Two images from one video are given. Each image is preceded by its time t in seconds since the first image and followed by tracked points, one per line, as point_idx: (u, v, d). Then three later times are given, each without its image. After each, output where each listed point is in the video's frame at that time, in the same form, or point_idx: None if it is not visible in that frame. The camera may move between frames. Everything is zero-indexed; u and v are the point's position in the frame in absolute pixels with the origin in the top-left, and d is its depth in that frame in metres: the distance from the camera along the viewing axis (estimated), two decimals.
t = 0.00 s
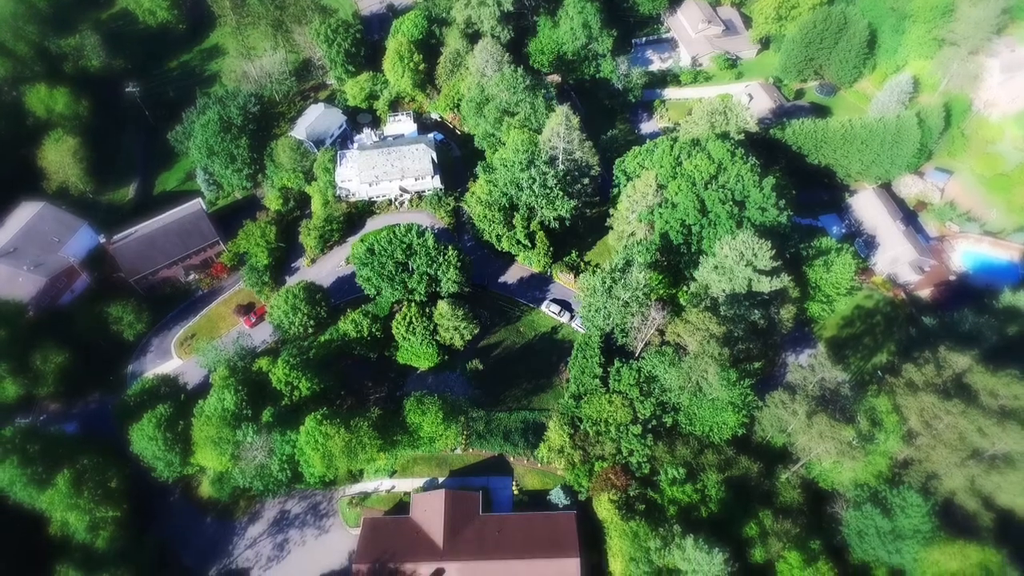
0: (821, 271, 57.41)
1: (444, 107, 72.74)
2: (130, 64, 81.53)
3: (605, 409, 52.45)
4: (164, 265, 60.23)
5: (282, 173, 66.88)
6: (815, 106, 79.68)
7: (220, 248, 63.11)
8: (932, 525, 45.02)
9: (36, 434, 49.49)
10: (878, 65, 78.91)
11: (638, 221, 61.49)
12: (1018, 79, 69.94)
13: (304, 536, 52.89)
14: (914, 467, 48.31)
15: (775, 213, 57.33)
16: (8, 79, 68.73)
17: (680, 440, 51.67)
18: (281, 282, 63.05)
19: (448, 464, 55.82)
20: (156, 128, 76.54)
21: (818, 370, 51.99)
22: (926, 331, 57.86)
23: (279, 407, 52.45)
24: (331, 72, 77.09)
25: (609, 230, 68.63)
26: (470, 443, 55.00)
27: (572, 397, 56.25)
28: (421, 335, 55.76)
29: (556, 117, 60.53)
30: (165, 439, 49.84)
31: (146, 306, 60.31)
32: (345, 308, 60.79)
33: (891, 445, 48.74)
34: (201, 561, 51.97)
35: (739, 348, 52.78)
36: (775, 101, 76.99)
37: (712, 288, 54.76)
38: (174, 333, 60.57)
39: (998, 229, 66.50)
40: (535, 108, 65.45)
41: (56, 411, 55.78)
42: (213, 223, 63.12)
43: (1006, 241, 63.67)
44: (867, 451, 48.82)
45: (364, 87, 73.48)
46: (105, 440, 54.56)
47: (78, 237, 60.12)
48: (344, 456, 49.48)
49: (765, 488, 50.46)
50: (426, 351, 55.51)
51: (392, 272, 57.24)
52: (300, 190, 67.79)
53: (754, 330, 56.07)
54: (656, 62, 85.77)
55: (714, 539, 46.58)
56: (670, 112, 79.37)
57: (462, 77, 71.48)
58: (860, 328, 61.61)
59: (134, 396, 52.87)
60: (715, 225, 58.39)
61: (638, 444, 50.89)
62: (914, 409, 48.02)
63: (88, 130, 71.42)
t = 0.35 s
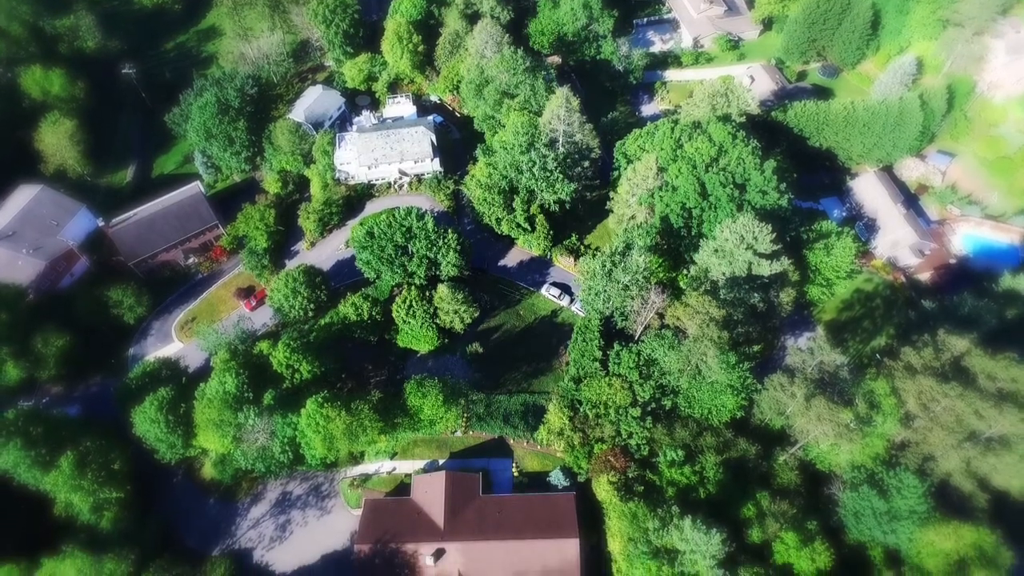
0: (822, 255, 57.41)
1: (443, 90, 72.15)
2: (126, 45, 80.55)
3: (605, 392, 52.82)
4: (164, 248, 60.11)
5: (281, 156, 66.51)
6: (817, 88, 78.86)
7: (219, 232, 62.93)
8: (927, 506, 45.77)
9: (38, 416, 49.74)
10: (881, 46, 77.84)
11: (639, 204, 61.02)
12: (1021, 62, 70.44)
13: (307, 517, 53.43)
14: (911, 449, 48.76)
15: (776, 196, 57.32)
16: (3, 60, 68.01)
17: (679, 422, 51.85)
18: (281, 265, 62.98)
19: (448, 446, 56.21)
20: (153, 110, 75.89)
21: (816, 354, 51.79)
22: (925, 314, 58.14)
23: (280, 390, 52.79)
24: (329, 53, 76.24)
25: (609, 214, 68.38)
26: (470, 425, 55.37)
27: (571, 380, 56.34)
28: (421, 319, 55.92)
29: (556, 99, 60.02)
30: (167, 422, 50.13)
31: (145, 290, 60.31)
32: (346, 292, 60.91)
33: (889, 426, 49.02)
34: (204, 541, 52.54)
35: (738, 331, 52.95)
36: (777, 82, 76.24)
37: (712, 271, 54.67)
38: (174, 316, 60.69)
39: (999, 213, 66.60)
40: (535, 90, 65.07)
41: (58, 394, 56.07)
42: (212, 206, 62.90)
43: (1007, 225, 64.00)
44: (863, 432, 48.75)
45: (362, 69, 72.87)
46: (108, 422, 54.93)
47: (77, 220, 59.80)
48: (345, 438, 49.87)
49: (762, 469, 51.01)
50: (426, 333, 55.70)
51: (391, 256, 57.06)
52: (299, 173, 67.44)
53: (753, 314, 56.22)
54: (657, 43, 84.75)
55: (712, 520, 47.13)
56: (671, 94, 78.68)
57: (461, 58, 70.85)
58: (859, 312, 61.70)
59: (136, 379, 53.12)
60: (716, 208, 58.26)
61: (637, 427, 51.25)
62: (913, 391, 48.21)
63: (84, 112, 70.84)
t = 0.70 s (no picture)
0: (822, 239, 57.40)
1: (442, 72, 71.40)
2: (122, 27, 79.79)
3: (605, 375, 53.08)
4: (162, 233, 59.92)
5: (280, 139, 66.36)
6: (819, 71, 78.12)
7: (218, 216, 62.69)
8: (923, 488, 46.15)
9: (40, 399, 49.98)
10: (885, 28, 77.23)
11: (639, 188, 60.92)
12: None
13: (308, 499, 53.91)
14: (908, 432, 48.99)
15: (777, 179, 57.10)
16: None
17: (678, 406, 52.17)
18: (281, 250, 62.96)
19: (448, 430, 56.55)
20: (150, 93, 75.36)
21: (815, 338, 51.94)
22: (924, 299, 58.22)
23: (281, 373, 52.97)
24: (327, 35, 75.55)
25: (609, 197, 68.00)
26: (470, 409, 55.67)
27: (571, 363, 56.54)
28: (421, 303, 55.98)
29: (556, 83, 59.82)
30: (168, 405, 50.40)
31: (145, 274, 60.30)
32: (345, 276, 60.98)
33: (886, 410, 49.03)
34: (207, 522, 53.04)
35: (738, 315, 53.09)
36: (779, 65, 75.66)
37: (713, 256, 54.47)
38: (175, 301, 60.76)
39: (1001, 197, 66.04)
40: (535, 72, 64.69)
41: (59, 378, 56.27)
42: (210, 191, 62.61)
43: (1008, 209, 63.42)
44: (861, 416, 48.87)
45: (361, 51, 72.21)
46: (110, 406, 55.22)
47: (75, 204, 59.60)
48: (346, 422, 50.13)
49: (761, 452, 51.32)
50: (427, 318, 55.94)
51: (391, 240, 57.23)
52: (298, 157, 67.12)
53: (753, 298, 56.31)
54: (659, 25, 83.94)
55: (710, 502, 47.51)
56: (672, 76, 78.05)
57: (460, 41, 70.43)
58: (859, 296, 61.75)
59: (138, 363, 53.37)
60: (716, 192, 58.25)
61: (636, 411, 51.52)
62: (911, 375, 48.40)
63: (81, 95, 70.37)
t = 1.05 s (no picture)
0: (823, 223, 57.40)
1: (441, 54, 70.77)
2: (117, 8, 78.80)
3: (604, 359, 53.33)
4: (161, 216, 59.75)
5: (278, 123, 65.78)
6: (822, 53, 77.35)
7: (216, 199, 62.38)
8: (919, 470, 46.68)
9: (42, 383, 50.22)
10: (889, 10, 76.87)
11: (639, 171, 60.49)
12: None
13: (310, 481, 54.39)
14: (905, 415, 49.35)
15: (778, 163, 57.07)
16: None
17: (677, 389, 52.56)
18: (281, 234, 62.88)
19: (448, 413, 56.84)
20: (147, 76, 74.69)
21: (815, 321, 51.97)
22: (924, 283, 58.39)
23: (282, 356, 53.21)
24: (325, 16, 74.73)
25: (609, 181, 67.71)
26: (470, 392, 55.93)
27: (571, 347, 56.63)
28: (421, 287, 56.02)
29: (556, 64, 59.27)
30: (170, 389, 50.67)
31: (144, 258, 60.21)
32: (345, 260, 61.00)
33: (884, 394, 49.19)
34: (210, 504, 53.60)
35: (737, 299, 53.26)
36: (781, 48, 75.02)
37: (713, 239, 54.45)
38: (174, 285, 60.75)
39: (1003, 181, 65.86)
40: (535, 55, 64.37)
41: (61, 361, 56.49)
42: (208, 174, 62.29)
43: (1009, 193, 63.28)
44: (859, 399, 49.08)
45: (359, 33, 71.45)
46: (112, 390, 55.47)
47: (73, 188, 59.30)
48: (347, 405, 50.43)
49: (759, 435, 51.68)
50: (428, 302, 56.00)
51: (391, 223, 57.16)
52: (297, 140, 66.71)
53: (753, 282, 56.38)
54: (661, 6, 82.96)
55: (708, 484, 47.96)
56: (673, 58, 77.33)
57: (460, 22, 69.70)
58: (858, 280, 61.84)
59: (138, 346, 53.52)
60: (716, 175, 58.14)
61: (636, 394, 51.90)
62: (909, 358, 48.65)
63: (77, 78, 69.76)
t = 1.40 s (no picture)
0: (823, 210, 57.34)
1: (441, 39, 70.28)
2: None
3: (604, 345, 53.45)
4: (160, 203, 59.60)
5: (276, 108, 65.30)
6: (824, 38, 76.87)
7: (215, 186, 62.06)
8: (916, 455, 46.99)
9: (43, 369, 50.40)
10: None
11: (639, 158, 60.02)
12: None
13: (311, 467, 54.72)
14: (904, 401, 49.57)
15: (779, 149, 56.95)
16: None
17: (676, 375, 52.78)
18: (280, 220, 62.79)
19: (448, 399, 57.07)
20: (144, 61, 74.09)
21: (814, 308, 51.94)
22: (923, 270, 58.48)
23: (282, 343, 53.33)
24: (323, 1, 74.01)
25: (609, 167, 67.47)
26: (470, 378, 56.22)
27: (571, 333, 56.59)
28: (420, 274, 55.99)
29: (557, 49, 58.82)
30: (171, 375, 50.87)
31: (144, 245, 60.17)
32: (345, 247, 60.97)
33: (883, 380, 49.34)
34: (212, 489, 53.97)
35: (737, 286, 53.28)
36: (784, 32, 74.41)
37: (713, 226, 54.41)
38: (174, 271, 60.74)
39: (1004, 167, 65.67)
40: (535, 40, 64.06)
41: (62, 348, 56.65)
42: (206, 160, 61.96)
43: (1010, 179, 63.36)
44: (858, 385, 49.19)
45: (358, 18, 70.74)
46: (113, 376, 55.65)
47: (71, 174, 59.03)
48: (347, 391, 50.67)
49: (758, 421, 52.01)
50: (427, 289, 55.93)
51: (390, 210, 57.00)
52: (296, 126, 66.27)
53: (752, 268, 56.49)
54: None
55: (706, 469, 48.28)
56: (675, 43, 76.77)
57: (459, 6, 69.04)
58: (858, 267, 61.86)
59: (139, 333, 53.62)
60: (717, 162, 58.05)
61: (635, 380, 52.12)
62: (908, 345, 48.80)
63: (74, 63, 69.22)
